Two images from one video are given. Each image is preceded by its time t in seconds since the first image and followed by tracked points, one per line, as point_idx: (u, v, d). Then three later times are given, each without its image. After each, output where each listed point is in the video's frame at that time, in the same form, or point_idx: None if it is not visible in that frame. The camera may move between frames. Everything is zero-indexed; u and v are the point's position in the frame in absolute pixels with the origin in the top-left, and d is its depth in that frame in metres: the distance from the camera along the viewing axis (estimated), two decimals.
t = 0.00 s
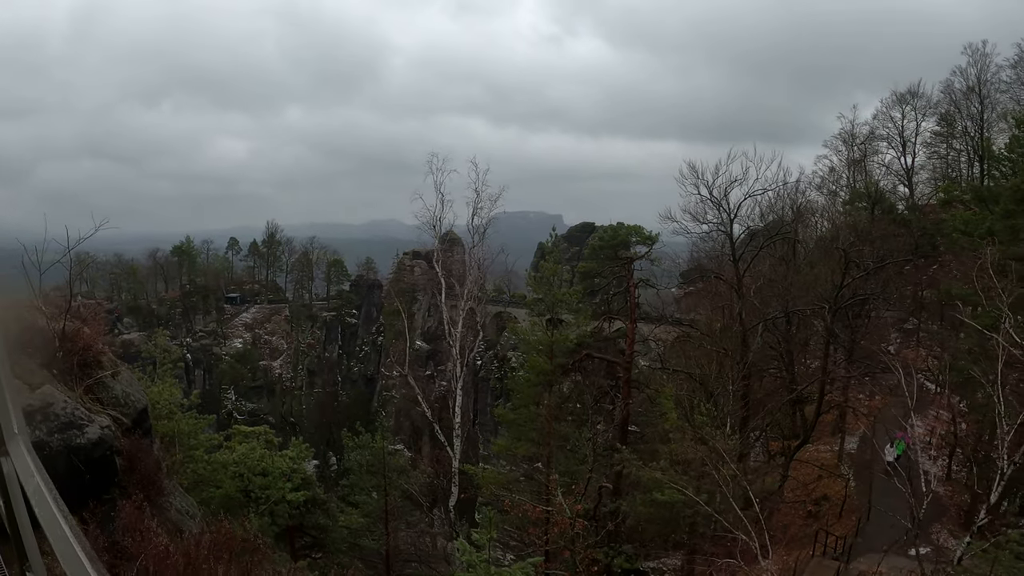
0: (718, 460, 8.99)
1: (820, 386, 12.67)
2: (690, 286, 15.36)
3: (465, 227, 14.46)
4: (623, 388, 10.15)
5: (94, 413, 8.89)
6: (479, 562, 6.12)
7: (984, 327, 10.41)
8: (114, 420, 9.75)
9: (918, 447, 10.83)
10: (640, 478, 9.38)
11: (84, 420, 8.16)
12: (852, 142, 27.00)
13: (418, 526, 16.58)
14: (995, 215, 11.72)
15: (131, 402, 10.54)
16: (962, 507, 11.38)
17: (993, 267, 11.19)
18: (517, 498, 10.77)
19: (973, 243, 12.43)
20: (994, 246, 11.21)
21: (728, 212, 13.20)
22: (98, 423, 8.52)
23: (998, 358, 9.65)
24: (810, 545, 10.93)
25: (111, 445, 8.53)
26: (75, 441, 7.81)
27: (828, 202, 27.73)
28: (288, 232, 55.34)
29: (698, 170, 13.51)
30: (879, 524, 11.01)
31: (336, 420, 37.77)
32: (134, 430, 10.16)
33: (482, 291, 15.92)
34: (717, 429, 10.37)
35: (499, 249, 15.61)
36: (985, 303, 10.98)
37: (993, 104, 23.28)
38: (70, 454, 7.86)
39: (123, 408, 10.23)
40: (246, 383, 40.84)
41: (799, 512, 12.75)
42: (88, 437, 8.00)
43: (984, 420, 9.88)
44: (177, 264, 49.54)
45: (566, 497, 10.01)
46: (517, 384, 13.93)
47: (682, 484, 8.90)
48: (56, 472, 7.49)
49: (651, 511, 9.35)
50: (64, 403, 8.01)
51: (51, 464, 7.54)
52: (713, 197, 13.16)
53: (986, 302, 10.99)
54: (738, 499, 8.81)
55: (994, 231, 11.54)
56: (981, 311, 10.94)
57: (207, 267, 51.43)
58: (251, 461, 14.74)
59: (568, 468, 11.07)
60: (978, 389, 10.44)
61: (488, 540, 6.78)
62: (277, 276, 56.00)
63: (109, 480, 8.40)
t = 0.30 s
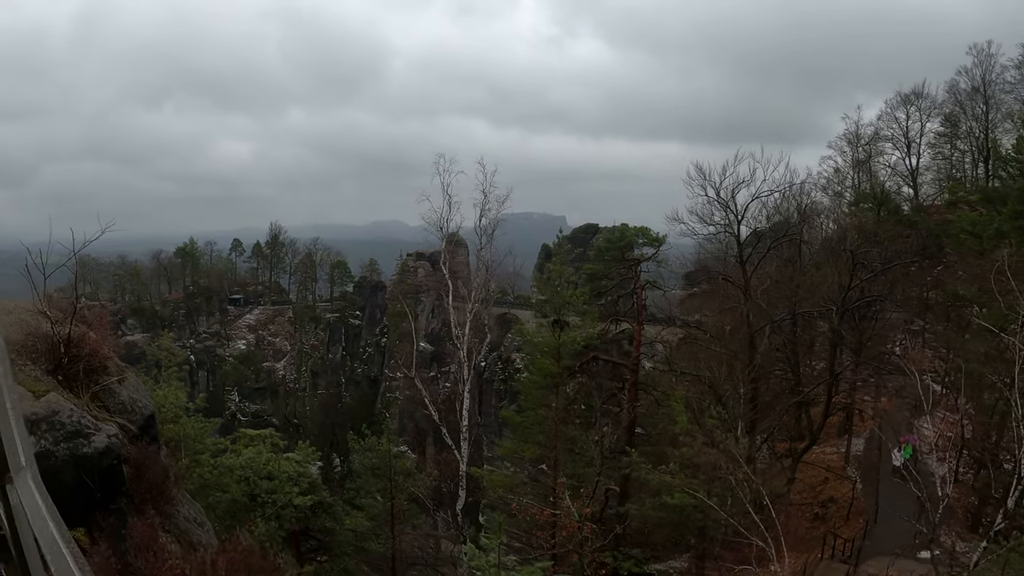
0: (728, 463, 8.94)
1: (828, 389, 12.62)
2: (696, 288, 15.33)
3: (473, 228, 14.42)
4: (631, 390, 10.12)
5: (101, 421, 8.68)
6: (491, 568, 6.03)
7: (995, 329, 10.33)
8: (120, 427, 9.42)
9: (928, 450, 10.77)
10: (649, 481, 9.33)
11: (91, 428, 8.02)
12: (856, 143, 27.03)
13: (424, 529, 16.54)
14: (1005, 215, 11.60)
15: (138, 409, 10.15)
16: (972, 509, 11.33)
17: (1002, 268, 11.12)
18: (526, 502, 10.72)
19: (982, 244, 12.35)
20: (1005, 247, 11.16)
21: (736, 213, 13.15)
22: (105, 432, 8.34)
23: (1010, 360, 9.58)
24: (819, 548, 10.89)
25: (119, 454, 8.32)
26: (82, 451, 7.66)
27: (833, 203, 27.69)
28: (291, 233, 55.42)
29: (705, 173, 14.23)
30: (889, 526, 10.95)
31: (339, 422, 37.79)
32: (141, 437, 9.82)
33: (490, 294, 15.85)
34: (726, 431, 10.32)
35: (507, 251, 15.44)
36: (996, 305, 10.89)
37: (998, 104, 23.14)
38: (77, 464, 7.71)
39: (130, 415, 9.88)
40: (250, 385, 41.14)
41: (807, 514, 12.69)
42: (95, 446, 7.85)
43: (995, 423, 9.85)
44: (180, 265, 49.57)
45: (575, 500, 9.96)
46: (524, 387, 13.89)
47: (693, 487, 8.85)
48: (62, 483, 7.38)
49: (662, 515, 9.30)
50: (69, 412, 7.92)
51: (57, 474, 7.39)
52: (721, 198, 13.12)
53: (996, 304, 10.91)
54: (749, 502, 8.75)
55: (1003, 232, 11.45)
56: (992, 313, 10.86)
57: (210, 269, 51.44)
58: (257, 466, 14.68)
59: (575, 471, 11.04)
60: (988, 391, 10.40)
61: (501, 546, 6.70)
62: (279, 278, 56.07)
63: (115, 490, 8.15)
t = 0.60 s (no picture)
0: (739, 465, 8.93)
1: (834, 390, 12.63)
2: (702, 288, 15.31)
3: (480, 229, 14.40)
4: (639, 392, 10.14)
5: (108, 426, 8.60)
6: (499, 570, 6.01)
7: (1004, 331, 10.35)
8: (129, 432, 9.38)
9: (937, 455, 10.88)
10: (659, 483, 9.34)
11: (98, 433, 7.95)
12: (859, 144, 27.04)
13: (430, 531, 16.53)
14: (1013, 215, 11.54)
15: (145, 412, 10.12)
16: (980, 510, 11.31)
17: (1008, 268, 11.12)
18: (532, 504, 10.73)
19: (988, 244, 12.32)
20: (1011, 248, 11.16)
21: (742, 214, 13.15)
22: (113, 436, 8.26)
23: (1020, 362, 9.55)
24: (826, 550, 10.88)
25: (127, 459, 8.28)
26: (89, 457, 7.62)
27: (837, 203, 27.65)
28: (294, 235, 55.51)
29: (711, 173, 14.22)
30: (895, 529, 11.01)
31: (342, 423, 37.83)
32: (148, 441, 9.81)
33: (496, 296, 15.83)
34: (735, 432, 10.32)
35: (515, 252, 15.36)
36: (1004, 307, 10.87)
37: (1002, 106, 22.82)
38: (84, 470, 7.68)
39: (137, 419, 9.86)
40: (252, 386, 41.15)
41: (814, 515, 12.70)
42: (103, 452, 7.80)
43: (1004, 426, 9.85)
44: (182, 267, 49.75)
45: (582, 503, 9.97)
46: (530, 389, 13.89)
47: (702, 489, 8.89)
48: (69, 491, 7.36)
49: (669, 517, 9.28)
50: (76, 416, 7.83)
51: (64, 481, 7.37)
52: (727, 199, 13.12)
53: (1003, 307, 10.88)
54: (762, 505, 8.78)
55: (1009, 232, 11.40)
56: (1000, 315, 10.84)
57: (212, 270, 51.55)
58: (263, 469, 14.78)
59: (582, 472, 11.06)
60: (993, 393, 10.44)
61: (509, 548, 6.69)
62: (282, 279, 56.13)
63: (122, 496, 8.15)
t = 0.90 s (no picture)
0: (749, 469, 8.92)
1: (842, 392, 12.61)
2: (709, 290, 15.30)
3: (489, 233, 14.33)
4: (647, 396, 10.15)
5: (120, 438, 8.66)
6: None
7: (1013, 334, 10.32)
8: (139, 442, 9.38)
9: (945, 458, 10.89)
10: (669, 487, 9.32)
11: (111, 446, 8.04)
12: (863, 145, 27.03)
13: (435, 535, 16.49)
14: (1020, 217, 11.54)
15: (157, 421, 10.11)
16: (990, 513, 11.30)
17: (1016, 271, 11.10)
18: (541, 508, 10.73)
19: (996, 246, 12.31)
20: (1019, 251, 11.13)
21: (750, 216, 13.13)
22: (126, 449, 8.34)
23: None
24: (836, 553, 10.86)
25: (139, 472, 8.30)
26: (103, 469, 7.68)
27: (841, 205, 27.62)
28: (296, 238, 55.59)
29: (719, 175, 14.20)
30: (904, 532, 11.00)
31: (344, 426, 37.75)
32: (160, 451, 9.76)
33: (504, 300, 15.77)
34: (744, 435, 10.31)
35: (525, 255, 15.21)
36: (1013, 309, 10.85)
37: (1005, 107, 22.94)
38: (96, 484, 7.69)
39: (149, 428, 9.85)
40: (255, 390, 40.78)
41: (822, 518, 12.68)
42: (115, 465, 7.86)
43: (1015, 429, 9.82)
44: (185, 270, 49.89)
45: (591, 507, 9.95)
46: (537, 392, 13.87)
47: (714, 493, 8.92)
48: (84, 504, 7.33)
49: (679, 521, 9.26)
50: (87, 430, 7.97)
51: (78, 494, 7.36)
52: (736, 201, 13.11)
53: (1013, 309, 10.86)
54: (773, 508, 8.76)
55: (1017, 235, 11.38)
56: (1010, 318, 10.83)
57: (215, 273, 51.67)
58: (271, 475, 14.75)
59: (590, 476, 11.04)
60: (1004, 396, 10.43)
61: (522, 555, 6.66)
62: (285, 282, 56.18)
63: (135, 508, 8.13)
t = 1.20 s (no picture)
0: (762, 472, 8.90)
1: (850, 394, 12.57)
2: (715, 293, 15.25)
3: (498, 236, 14.20)
4: (655, 400, 10.18)
5: (131, 452, 8.19)
6: None
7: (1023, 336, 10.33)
8: (151, 455, 9.06)
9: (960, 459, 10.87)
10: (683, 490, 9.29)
11: (124, 461, 7.51)
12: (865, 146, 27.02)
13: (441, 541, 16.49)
14: None
15: (168, 433, 9.96)
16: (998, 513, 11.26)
17: None
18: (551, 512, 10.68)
19: (1002, 247, 12.30)
20: None
21: (757, 218, 13.11)
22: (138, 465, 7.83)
23: None
24: (845, 554, 10.87)
25: (154, 489, 7.80)
26: (116, 487, 7.10)
27: (844, 206, 27.62)
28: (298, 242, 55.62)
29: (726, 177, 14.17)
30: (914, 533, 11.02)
31: (347, 430, 37.61)
32: (172, 465, 9.52)
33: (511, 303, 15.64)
34: (754, 437, 10.29)
35: (533, 259, 15.08)
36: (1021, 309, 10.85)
37: (1007, 106, 22.93)
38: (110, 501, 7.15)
39: (160, 441, 9.65)
40: (257, 394, 40.90)
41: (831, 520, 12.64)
42: (128, 483, 7.30)
43: None
44: (186, 274, 49.90)
45: (602, 513, 9.90)
46: (544, 396, 13.83)
47: (725, 496, 8.94)
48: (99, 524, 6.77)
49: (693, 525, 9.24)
50: (102, 445, 7.39)
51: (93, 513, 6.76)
52: (741, 204, 13.12)
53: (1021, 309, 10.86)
54: (786, 511, 8.74)
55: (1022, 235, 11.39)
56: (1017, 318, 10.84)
57: (216, 277, 51.65)
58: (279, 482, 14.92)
59: (598, 480, 11.01)
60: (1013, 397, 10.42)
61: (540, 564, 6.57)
62: (286, 286, 56.19)
63: (150, 528, 7.43)
